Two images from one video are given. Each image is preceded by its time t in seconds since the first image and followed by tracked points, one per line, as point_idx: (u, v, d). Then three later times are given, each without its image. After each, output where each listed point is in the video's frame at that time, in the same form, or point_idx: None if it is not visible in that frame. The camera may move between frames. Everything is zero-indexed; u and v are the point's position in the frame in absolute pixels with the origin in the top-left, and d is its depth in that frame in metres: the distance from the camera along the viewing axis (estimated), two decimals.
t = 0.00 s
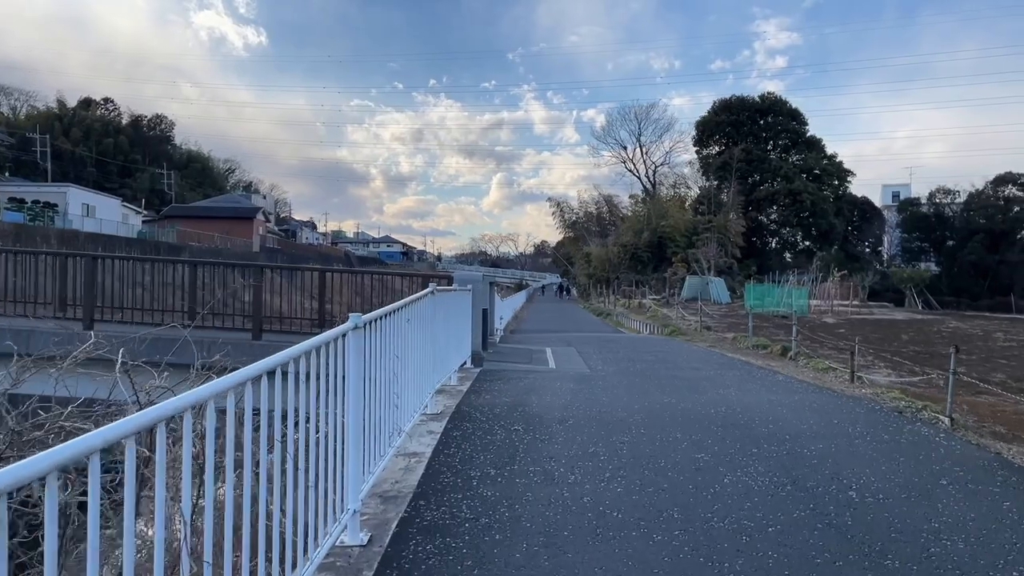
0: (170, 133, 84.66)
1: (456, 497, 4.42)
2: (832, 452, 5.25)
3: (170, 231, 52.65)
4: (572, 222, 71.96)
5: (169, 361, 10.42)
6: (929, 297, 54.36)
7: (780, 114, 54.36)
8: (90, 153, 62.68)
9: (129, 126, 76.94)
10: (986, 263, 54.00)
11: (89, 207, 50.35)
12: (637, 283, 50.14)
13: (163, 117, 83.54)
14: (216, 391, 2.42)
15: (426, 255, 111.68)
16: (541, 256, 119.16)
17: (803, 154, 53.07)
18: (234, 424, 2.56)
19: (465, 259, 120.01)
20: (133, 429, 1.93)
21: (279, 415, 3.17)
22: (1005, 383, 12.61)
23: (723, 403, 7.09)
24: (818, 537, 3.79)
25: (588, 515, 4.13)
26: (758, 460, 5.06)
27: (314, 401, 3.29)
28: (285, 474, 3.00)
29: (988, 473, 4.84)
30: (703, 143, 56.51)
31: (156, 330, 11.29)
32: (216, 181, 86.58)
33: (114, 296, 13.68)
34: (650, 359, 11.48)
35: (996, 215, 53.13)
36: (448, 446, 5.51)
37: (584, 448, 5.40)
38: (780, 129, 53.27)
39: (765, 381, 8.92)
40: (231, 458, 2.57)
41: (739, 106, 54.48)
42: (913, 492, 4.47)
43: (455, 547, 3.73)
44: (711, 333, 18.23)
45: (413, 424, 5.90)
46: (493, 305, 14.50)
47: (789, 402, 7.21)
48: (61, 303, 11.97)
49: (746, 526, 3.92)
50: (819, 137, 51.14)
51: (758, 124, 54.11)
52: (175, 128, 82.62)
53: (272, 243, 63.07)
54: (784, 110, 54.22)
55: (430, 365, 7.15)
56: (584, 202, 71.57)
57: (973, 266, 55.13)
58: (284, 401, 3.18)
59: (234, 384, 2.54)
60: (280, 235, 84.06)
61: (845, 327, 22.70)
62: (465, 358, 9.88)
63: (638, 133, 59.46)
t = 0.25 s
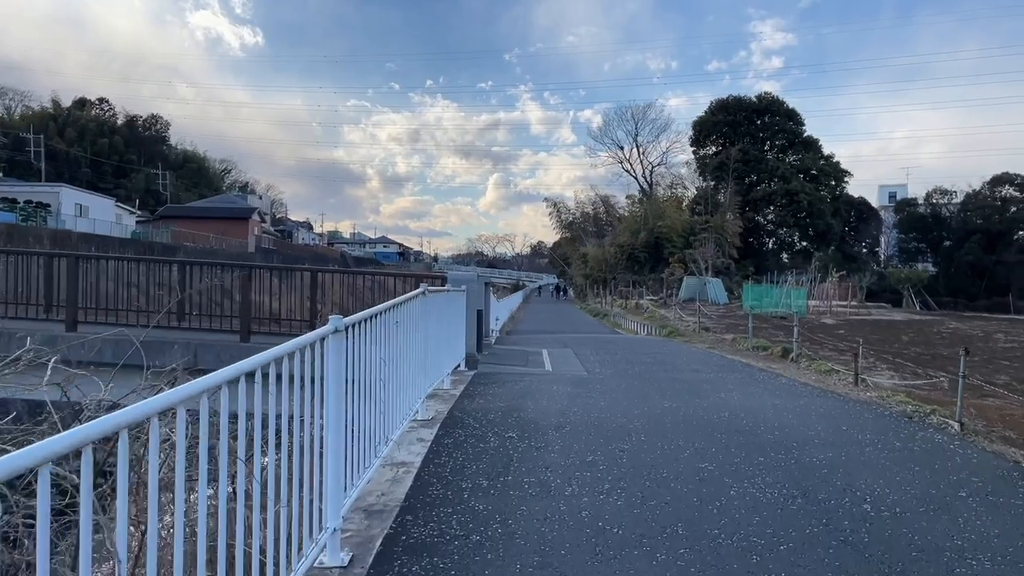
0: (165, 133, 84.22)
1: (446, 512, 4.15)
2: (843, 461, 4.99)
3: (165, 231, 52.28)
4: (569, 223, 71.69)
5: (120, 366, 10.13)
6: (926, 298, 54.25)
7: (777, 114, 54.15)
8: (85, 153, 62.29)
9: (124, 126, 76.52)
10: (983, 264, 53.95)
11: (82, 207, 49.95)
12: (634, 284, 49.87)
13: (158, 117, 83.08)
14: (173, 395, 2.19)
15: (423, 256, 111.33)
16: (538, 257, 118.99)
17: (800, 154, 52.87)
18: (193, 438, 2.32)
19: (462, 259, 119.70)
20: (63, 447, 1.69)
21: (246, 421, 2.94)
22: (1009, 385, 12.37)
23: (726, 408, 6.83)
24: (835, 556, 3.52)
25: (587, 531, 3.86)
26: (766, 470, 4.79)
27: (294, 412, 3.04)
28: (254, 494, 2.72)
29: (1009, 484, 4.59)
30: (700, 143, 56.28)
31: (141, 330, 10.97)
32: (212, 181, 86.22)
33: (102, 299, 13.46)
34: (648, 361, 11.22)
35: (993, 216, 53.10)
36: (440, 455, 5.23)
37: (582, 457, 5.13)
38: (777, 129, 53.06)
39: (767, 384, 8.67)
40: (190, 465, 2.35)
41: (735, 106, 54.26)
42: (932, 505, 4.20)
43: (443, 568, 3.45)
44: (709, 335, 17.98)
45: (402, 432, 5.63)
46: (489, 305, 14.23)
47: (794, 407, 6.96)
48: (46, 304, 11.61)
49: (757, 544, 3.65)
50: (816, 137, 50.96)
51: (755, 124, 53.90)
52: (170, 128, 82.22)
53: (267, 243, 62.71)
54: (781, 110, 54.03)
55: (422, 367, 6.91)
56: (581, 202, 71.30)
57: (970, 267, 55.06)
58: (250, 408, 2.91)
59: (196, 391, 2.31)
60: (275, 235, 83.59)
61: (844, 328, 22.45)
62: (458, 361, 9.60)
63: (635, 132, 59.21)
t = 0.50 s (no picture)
0: (160, 134, 83.77)
1: (435, 534, 3.89)
2: (856, 476, 4.74)
3: (160, 232, 51.94)
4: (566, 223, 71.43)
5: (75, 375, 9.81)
6: (924, 299, 54.14)
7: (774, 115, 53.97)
8: (80, 154, 61.92)
9: (119, 126, 76.10)
10: (981, 265, 53.85)
11: (76, 208, 49.59)
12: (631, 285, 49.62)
13: (153, 117, 82.69)
14: (136, 418, 1.97)
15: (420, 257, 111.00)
16: (535, 257, 118.76)
17: (797, 155, 52.70)
18: (159, 463, 2.10)
19: (459, 260, 119.41)
20: None
21: (217, 440, 2.71)
22: (1014, 390, 12.14)
23: (729, 417, 6.60)
24: None
25: (587, 557, 3.60)
26: (776, 487, 4.54)
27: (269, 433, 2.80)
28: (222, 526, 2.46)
29: None
30: (697, 143, 56.08)
31: (126, 335, 10.68)
32: (208, 181, 85.87)
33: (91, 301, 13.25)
34: (648, 365, 10.99)
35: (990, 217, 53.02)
36: (430, 470, 4.98)
37: (581, 472, 4.88)
38: (775, 129, 52.88)
39: (770, 390, 8.42)
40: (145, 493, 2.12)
41: (732, 106, 54.07)
42: (954, 526, 3.95)
43: None
44: (708, 337, 17.74)
45: (391, 444, 5.37)
46: (483, 308, 13.95)
47: (799, 415, 6.72)
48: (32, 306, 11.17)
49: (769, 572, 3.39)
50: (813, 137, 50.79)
51: (752, 124, 53.72)
52: (165, 128, 81.82)
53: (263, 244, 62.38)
54: (778, 110, 53.84)
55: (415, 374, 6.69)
56: (578, 203, 71.06)
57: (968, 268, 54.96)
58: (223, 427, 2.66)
59: (158, 415, 2.09)
60: (271, 236, 83.18)
61: (844, 330, 22.23)
62: (453, 366, 9.34)
63: (632, 133, 59.00)
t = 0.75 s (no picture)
0: (156, 134, 83.43)
1: (425, 553, 3.61)
2: (873, 488, 4.48)
3: (154, 232, 51.57)
4: (563, 224, 71.14)
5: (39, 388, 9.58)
6: (922, 299, 53.99)
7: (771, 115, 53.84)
8: (74, 153, 61.53)
9: (114, 126, 75.69)
10: (978, 265, 53.84)
11: (69, 207, 49.20)
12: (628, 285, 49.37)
13: (149, 117, 82.27)
14: (90, 432, 1.74)
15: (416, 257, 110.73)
16: (532, 257, 118.40)
17: (794, 155, 52.56)
18: (125, 477, 1.88)
19: (455, 261, 119.16)
20: None
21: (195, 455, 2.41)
22: (1019, 392, 11.96)
23: (735, 423, 6.34)
24: None
25: None
26: (790, 499, 4.28)
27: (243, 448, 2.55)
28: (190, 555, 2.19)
29: None
30: (694, 143, 55.91)
31: (113, 338, 10.41)
32: (203, 181, 85.45)
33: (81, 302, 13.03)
34: (648, 368, 10.75)
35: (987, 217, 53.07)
36: (422, 481, 4.72)
37: (583, 484, 4.61)
38: (772, 129, 52.75)
39: (775, 394, 8.17)
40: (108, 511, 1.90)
41: (730, 106, 53.91)
42: (979, 543, 3.70)
43: None
44: (707, 338, 17.51)
45: (381, 453, 5.11)
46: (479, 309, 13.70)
47: (808, 421, 6.46)
48: (19, 306, 10.90)
49: None
50: (811, 137, 50.64)
51: (749, 124, 53.58)
52: (161, 128, 81.41)
53: (259, 244, 62.06)
54: (775, 110, 53.70)
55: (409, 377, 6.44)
56: (575, 203, 70.80)
57: (965, 268, 54.92)
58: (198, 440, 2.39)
59: (115, 427, 1.86)
60: (266, 236, 82.79)
61: (845, 331, 22.04)
62: (448, 368, 9.10)
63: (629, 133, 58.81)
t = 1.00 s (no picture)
0: (149, 133, 82.92)
1: None
2: (887, 504, 4.25)
3: (147, 232, 51.12)
4: (558, 223, 70.87)
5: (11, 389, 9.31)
6: (918, 299, 53.87)
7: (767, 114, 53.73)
8: (67, 152, 61.01)
9: (107, 125, 75.15)
10: (974, 265, 53.82)
11: (61, 207, 48.71)
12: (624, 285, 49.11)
13: (143, 116, 81.72)
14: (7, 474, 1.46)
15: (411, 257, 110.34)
16: (527, 257, 118.11)
17: (790, 155, 52.43)
18: (61, 526, 1.61)
19: (451, 260, 118.83)
20: None
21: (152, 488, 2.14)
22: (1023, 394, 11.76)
23: (739, 431, 6.10)
24: None
25: None
26: (801, 517, 4.05)
27: (216, 473, 2.33)
28: None
29: None
30: (690, 142, 55.73)
31: (96, 341, 10.12)
32: (197, 181, 84.92)
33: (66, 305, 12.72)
34: (647, 372, 10.49)
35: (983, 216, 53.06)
36: (412, 498, 4.46)
37: (581, 502, 4.35)
38: (767, 128, 52.62)
39: (777, 399, 7.93)
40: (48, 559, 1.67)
41: (726, 105, 53.76)
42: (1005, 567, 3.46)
43: None
44: (705, 340, 17.25)
45: (369, 467, 4.85)
46: (473, 312, 13.44)
47: (814, 428, 6.22)
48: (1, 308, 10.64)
49: None
50: (807, 136, 50.53)
51: (745, 124, 53.44)
52: (154, 127, 80.88)
53: (253, 244, 61.65)
54: (771, 109, 53.59)
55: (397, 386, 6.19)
56: (571, 202, 70.53)
57: (961, 267, 54.91)
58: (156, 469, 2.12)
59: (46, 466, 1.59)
60: (260, 236, 82.36)
61: (843, 331, 21.85)
62: (440, 373, 8.84)
63: (625, 132, 58.57)
